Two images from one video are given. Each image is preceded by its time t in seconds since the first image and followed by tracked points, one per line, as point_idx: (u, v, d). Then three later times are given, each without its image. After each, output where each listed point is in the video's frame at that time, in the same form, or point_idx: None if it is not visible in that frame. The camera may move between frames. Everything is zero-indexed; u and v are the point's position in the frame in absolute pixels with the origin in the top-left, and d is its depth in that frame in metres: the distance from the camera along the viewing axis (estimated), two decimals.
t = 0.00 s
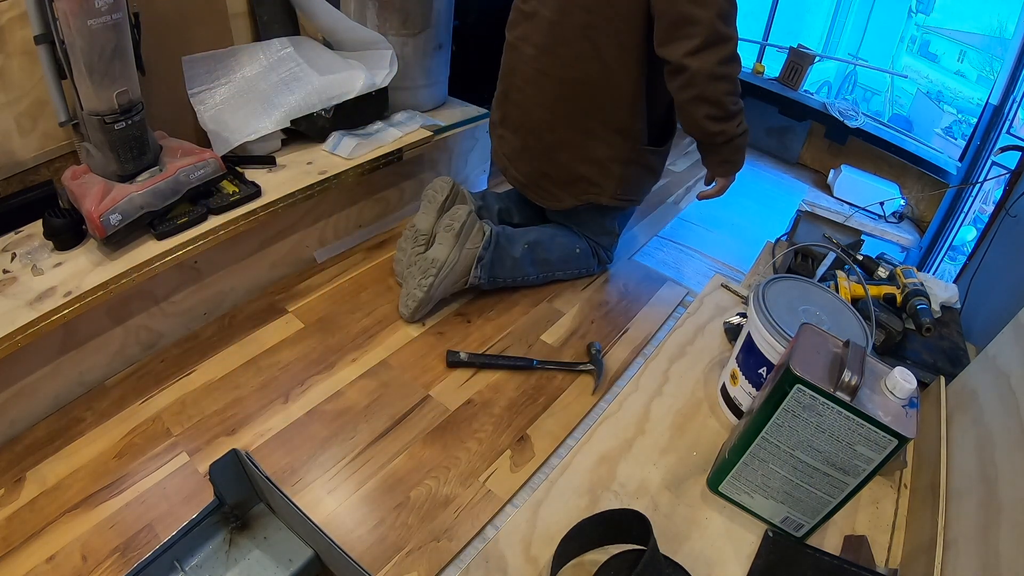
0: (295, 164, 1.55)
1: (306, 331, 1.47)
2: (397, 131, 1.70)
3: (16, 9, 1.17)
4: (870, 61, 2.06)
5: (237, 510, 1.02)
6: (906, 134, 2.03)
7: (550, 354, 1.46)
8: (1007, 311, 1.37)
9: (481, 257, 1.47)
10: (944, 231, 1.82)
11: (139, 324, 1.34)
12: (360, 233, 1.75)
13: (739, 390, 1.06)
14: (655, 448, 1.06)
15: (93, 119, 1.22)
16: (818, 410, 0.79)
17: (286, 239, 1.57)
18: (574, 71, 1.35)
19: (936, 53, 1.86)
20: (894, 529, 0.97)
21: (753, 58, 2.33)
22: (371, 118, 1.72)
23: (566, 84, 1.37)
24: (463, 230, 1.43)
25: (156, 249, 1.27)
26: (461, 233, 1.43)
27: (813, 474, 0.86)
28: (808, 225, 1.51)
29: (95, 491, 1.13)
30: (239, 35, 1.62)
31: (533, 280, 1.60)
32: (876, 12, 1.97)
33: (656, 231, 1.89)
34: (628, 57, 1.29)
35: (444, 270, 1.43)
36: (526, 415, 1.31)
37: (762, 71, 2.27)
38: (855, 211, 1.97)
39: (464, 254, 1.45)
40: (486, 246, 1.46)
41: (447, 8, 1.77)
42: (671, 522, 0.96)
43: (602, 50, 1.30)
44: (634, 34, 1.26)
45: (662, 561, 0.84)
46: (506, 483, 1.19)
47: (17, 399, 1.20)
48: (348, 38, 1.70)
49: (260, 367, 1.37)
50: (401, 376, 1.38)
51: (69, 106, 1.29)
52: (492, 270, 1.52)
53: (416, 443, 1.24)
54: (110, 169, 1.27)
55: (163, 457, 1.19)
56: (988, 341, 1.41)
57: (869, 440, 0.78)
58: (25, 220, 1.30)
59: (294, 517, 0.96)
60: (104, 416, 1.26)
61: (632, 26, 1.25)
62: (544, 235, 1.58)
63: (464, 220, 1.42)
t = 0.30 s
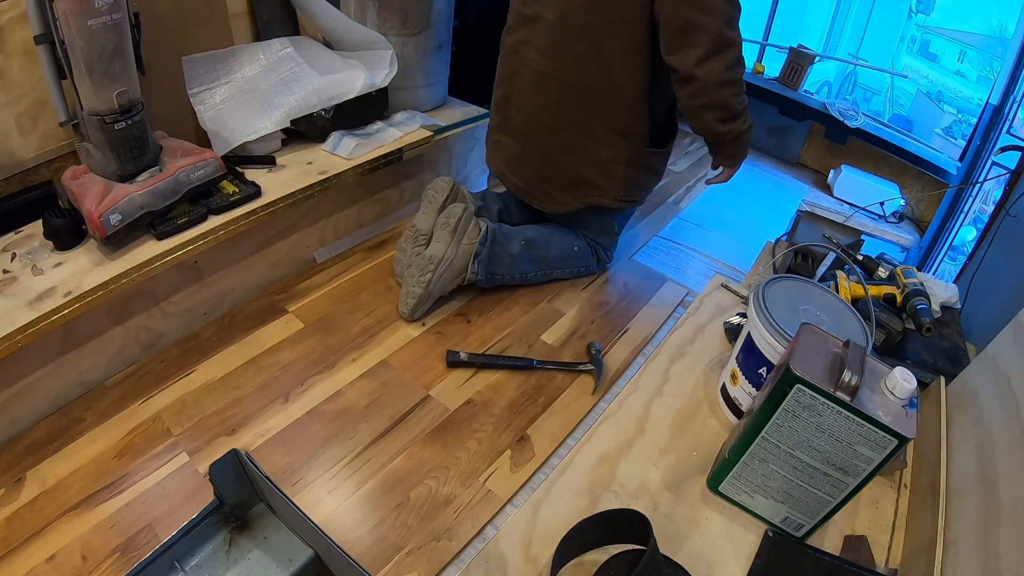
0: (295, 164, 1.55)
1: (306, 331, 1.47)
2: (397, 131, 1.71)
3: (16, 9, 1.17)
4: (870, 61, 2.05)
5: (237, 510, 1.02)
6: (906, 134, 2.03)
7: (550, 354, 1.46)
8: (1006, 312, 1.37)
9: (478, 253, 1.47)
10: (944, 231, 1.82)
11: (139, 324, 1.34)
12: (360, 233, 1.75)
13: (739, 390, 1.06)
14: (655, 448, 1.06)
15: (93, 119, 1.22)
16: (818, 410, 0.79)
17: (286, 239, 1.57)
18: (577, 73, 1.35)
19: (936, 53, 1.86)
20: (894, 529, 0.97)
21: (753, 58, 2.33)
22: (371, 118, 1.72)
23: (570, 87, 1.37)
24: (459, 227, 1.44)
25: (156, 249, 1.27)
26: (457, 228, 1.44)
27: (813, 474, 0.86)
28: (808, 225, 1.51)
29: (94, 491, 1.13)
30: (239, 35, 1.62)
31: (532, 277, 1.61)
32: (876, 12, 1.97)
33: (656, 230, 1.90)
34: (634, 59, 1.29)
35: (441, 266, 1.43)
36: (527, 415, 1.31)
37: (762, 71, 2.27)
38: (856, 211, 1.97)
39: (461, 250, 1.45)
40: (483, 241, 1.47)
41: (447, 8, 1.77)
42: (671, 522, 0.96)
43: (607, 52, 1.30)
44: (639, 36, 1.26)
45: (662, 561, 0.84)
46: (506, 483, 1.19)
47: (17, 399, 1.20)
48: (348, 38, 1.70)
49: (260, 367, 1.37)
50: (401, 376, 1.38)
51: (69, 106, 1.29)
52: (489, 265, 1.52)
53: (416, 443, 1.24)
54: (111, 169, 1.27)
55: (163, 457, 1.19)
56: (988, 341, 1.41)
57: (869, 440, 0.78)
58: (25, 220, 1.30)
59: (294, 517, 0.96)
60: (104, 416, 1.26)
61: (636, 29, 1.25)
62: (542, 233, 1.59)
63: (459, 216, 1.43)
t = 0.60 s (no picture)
0: (294, 164, 1.55)
1: (306, 331, 1.47)
2: (397, 131, 1.71)
3: (16, 9, 1.17)
4: (870, 61, 2.06)
5: (237, 510, 1.02)
6: (906, 134, 2.03)
7: (550, 354, 1.46)
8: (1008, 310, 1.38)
9: (479, 256, 1.47)
10: (944, 231, 1.82)
11: (139, 324, 1.34)
12: (360, 233, 1.75)
13: (739, 390, 1.06)
14: (655, 448, 1.06)
15: (93, 119, 1.22)
16: (818, 410, 0.79)
17: (286, 239, 1.57)
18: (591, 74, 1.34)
19: (936, 53, 1.86)
20: (893, 529, 0.97)
21: (753, 58, 2.33)
22: (371, 118, 1.73)
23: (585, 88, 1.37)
24: (462, 229, 1.43)
25: (155, 249, 1.27)
26: (460, 231, 1.43)
27: (813, 474, 0.86)
28: (808, 225, 1.51)
29: (94, 491, 1.13)
30: (239, 35, 1.62)
31: (533, 279, 1.61)
32: (876, 12, 1.97)
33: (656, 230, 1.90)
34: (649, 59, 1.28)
35: (444, 270, 1.42)
36: (526, 414, 1.31)
37: (762, 71, 2.26)
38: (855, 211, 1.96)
39: (463, 253, 1.45)
40: (485, 244, 1.47)
41: (446, 8, 1.78)
42: (671, 522, 0.96)
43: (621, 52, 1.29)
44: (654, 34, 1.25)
45: (662, 561, 0.84)
46: (506, 483, 1.19)
47: (17, 399, 1.20)
48: (348, 38, 1.70)
49: (260, 367, 1.37)
50: (401, 376, 1.38)
51: (69, 106, 1.29)
52: (490, 268, 1.53)
53: (416, 443, 1.24)
54: (111, 169, 1.27)
55: (163, 457, 1.19)
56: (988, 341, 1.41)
57: (869, 440, 0.78)
58: (25, 220, 1.30)
59: (294, 517, 0.96)
60: (104, 416, 1.26)
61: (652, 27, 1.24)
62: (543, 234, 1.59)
63: (462, 219, 1.43)
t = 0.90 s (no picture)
0: (294, 164, 1.55)
1: (306, 331, 1.47)
2: (397, 131, 1.71)
3: (16, 9, 1.17)
4: (870, 61, 2.06)
5: (237, 510, 1.02)
6: (906, 134, 2.04)
7: (550, 354, 1.46)
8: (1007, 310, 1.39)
9: (459, 226, 1.52)
10: (944, 231, 1.82)
11: (139, 324, 1.34)
12: (360, 233, 1.76)
13: (739, 390, 1.06)
14: (655, 448, 1.06)
15: (93, 119, 1.22)
16: (818, 410, 0.79)
17: (286, 239, 1.57)
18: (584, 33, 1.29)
19: (936, 53, 1.86)
20: (893, 529, 0.98)
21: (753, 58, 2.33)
22: (371, 118, 1.73)
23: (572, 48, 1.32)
24: (440, 202, 1.56)
25: (156, 249, 1.27)
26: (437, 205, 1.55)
27: (813, 474, 0.86)
28: (808, 225, 1.51)
29: (95, 491, 1.13)
30: (239, 35, 1.62)
31: (523, 261, 1.63)
32: (877, 12, 1.96)
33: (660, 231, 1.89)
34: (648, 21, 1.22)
35: (423, 239, 1.50)
36: (526, 414, 1.31)
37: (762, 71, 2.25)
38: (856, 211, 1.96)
39: (442, 225, 1.52)
40: (464, 217, 1.52)
41: (447, 8, 1.78)
42: (671, 523, 0.96)
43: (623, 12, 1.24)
44: None
45: (662, 560, 0.84)
46: (506, 483, 1.19)
47: (17, 398, 1.20)
48: (349, 38, 1.70)
49: (260, 367, 1.37)
50: (401, 376, 1.38)
51: (69, 106, 1.29)
52: (472, 242, 1.55)
53: (416, 443, 1.24)
54: (110, 169, 1.27)
55: (163, 457, 1.19)
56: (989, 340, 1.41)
57: (869, 440, 0.78)
58: (25, 220, 1.30)
59: (294, 517, 0.96)
60: (104, 416, 1.26)
61: None
62: (532, 222, 1.61)
63: (439, 196, 1.58)
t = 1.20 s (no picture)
0: (294, 164, 1.56)
1: (306, 331, 1.47)
2: (397, 131, 1.71)
3: (16, 9, 1.17)
4: (870, 61, 2.05)
5: (237, 510, 1.02)
6: (906, 134, 2.03)
7: (550, 354, 1.46)
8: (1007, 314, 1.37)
9: (453, 219, 1.56)
10: (944, 231, 1.82)
11: (139, 324, 1.34)
12: (360, 233, 1.75)
13: (739, 390, 1.06)
14: (655, 448, 1.06)
15: (93, 119, 1.22)
16: (818, 410, 0.79)
17: (286, 239, 1.57)
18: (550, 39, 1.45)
19: (936, 53, 1.86)
20: (894, 529, 0.97)
21: (754, 58, 2.33)
22: (371, 118, 1.73)
23: (535, 46, 1.48)
24: (433, 194, 1.59)
25: (156, 249, 1.27)
26: (432, 198, 1.57)
27: (813, 474, 0.85)
28: (808, 225, 1.51)
29: (95, 491, 1.13)
30: (239, 35, 1.62)
31: (516, 253, 1.64)
32: (876, 12, 1.96)
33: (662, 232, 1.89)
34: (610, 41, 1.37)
35: (418, 230, 1.55)
36: (526, 414, 1.31)
37: (761, 71, 2.27)
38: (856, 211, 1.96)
39: (436, 216, 1.56)
40: (457, 208, 1.57)
41: (447, 8, 1.78)
42: (671, 523, 0.96)
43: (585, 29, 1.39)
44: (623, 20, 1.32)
45: (662, 561, 0.84)
46: (507, 484, 1.19)
47: (17, 398, 1.20)
48: (349, 38, 1.70)
49: (260, 367, 1.37)
50: (401, 376, 1.38)
51: (69, 106, 1.29)
52: (466, 232, 1.58)
53: (416, 443, 1.24)
54: (110, 169, 1.28)
55: (163, 457, 1.19)
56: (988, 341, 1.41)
57: (869, 440, 0.78)
58: (25, 220, 1.30)
59: (293, 517, 0.96)
60: (104, 416, 1.26)
61: (628, 11, 1.32)
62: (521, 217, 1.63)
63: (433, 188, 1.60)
